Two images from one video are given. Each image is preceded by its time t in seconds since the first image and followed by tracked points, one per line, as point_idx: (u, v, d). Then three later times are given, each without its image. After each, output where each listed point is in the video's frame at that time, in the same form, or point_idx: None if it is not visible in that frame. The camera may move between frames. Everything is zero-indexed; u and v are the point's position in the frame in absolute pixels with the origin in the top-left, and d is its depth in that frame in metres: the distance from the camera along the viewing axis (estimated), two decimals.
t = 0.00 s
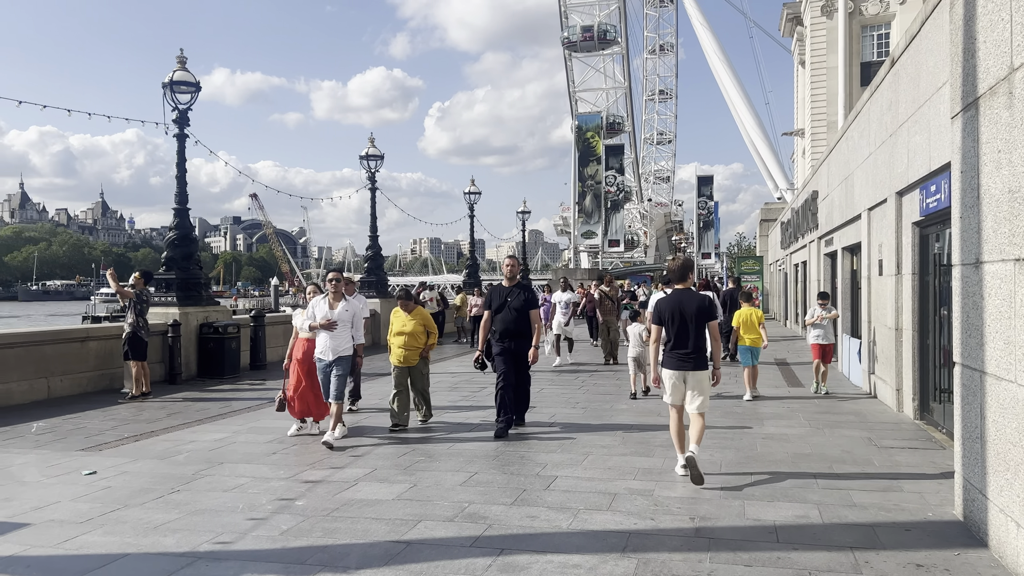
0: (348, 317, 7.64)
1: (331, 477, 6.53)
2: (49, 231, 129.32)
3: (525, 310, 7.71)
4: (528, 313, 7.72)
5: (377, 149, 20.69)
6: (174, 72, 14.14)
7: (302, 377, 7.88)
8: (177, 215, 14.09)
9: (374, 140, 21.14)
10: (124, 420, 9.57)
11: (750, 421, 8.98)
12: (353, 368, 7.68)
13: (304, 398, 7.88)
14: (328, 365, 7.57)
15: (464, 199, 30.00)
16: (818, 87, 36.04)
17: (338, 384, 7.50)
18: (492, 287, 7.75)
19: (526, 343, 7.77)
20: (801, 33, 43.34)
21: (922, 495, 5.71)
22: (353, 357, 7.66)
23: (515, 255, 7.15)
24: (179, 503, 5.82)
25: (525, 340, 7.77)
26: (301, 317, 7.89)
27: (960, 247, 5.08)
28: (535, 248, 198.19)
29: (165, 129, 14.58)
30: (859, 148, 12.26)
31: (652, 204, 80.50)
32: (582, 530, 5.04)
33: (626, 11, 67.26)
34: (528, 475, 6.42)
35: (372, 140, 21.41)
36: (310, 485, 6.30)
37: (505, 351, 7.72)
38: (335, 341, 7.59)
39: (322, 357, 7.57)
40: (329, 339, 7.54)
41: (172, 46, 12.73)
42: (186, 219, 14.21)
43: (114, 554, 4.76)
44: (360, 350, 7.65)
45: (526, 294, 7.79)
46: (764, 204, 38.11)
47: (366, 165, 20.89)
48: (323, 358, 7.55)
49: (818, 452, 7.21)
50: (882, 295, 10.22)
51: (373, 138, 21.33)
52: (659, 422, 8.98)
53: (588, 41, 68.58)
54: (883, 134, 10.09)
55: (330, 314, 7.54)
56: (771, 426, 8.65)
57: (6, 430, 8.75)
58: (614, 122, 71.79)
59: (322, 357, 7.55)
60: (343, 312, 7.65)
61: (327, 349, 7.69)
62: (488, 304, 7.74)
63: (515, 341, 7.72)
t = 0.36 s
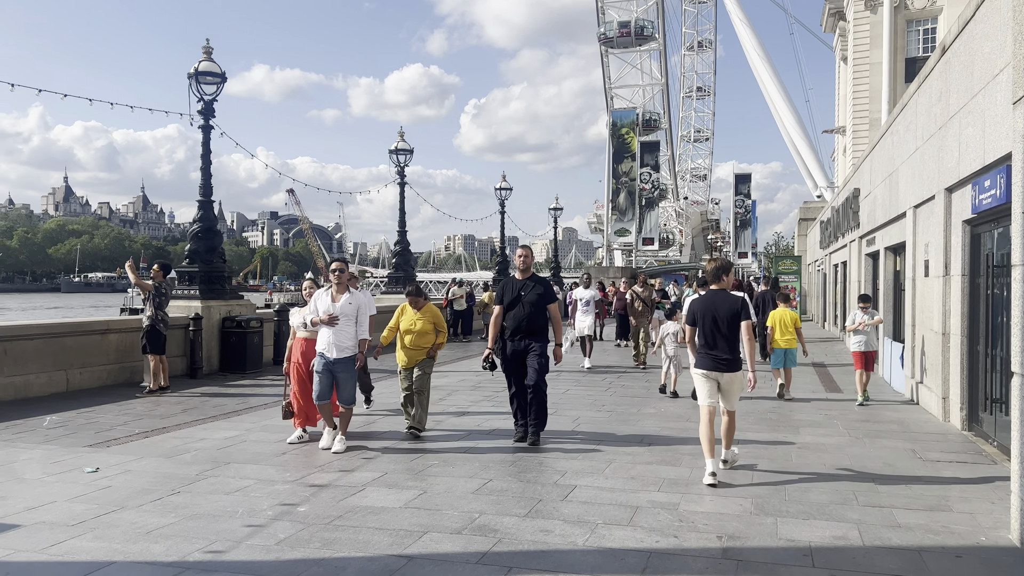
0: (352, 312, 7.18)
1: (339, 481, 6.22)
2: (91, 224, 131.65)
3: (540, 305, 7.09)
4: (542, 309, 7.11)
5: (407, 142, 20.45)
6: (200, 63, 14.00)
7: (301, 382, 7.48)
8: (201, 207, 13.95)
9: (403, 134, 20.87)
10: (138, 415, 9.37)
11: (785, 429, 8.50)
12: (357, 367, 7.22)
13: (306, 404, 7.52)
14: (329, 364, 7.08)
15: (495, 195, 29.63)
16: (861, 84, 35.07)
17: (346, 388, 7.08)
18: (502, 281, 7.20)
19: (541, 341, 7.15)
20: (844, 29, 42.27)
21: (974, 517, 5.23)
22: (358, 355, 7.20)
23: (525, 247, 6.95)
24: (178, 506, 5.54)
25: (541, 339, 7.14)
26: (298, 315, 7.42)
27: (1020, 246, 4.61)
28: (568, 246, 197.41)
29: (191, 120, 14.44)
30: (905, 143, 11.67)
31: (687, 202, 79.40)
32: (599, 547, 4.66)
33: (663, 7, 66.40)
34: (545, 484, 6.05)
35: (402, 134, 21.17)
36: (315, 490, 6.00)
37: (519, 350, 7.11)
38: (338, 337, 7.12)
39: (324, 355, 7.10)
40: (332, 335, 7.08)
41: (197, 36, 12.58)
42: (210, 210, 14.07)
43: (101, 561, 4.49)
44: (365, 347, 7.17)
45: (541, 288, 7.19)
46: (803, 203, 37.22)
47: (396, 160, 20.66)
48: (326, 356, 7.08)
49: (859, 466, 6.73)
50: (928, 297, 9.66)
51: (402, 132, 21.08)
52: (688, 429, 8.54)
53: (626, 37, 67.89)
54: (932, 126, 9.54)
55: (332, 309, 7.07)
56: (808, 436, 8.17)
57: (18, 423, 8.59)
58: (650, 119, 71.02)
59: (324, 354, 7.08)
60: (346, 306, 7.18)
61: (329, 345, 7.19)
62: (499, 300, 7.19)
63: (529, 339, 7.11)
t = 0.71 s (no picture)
0: (335, 309, 6.53)
1: (335, 484, 5.93)
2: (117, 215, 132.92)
3: (546, 306, 6.57)
4: (548, 310, 6.58)
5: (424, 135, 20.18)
6: (213, 51, 13.80)
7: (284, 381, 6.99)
8: (212, 197, 13.75)
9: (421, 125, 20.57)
10: (140, 409, 9.15)
11: (809, 435, 8.10)
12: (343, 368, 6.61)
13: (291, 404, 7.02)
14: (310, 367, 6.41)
15: (514, 188, 29.29)
16: (890, 78, 34.26)
17: (332, 393, 6.51)
18: (509, 277, 6.72)
19: (545, 345, 6.62)
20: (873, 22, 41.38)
21: (1015, 538, 4.83)
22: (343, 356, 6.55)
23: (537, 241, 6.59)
24: (164, 509, 5.28)
25: (545, 343, 6.62)
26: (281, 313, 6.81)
27: None
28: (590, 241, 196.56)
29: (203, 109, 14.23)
30: (938, 137, 11.19)
31: (711, 198, 78.48)
32: (604, 564, 4.32)
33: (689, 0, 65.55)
34: (552, 492, 5.72)
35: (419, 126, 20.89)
36: (310, 493, 5.71)
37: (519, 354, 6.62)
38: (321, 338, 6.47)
39: (306, 356, 6.45)
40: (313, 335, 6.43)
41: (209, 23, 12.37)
42: (222, 201, 13.86)
43: (73, 569, 4.23)
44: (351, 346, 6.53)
45: (550, 287, 6.65)
46: (829, 200, 36.48)
47: (413, 152, 20.39)
48: (308, 358, 6.44)
49: (887, 477, 6.33)
50: (962, 297, 9.20)
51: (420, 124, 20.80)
52: (707, 433, 8.16)
53: (650, 30, 67.11)
54: (968, 118, 9.08)
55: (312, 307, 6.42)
56: (832, 442, 7.76)
57: (17, 416, 8.40)
58: (673, 113, 70.27)
59: (306, 357, 6.44)
60: (329, 302, 6.54)
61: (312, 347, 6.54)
62: (503, 298, 6.71)
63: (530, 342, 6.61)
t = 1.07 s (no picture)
0: (309, 299, 6.06)
1: (322, 486, 5.63)
2: (133, 205, 133.41)
3: (542, 300, 6.07)
4: (542, 304, 6.08)
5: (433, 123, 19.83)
6: (214, 37, 13.51)
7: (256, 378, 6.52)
8: (213, 185, 13.48)
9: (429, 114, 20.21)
10: (132, 403, 8.89)
11: (825, 436, 7.72)
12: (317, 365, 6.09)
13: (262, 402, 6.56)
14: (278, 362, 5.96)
15: (525, 179, 28.87)
16: (909, 68, 33.57)
17: (298, 389, 5.94)
18: (503, 267, 6.24)
19: (539, 341, 6.13)
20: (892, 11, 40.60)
21: None
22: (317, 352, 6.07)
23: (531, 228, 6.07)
24: (138, 513, 4.99)
25: (540, 338, 6.13)
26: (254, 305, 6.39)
27: None
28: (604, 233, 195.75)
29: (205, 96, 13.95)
30: (961, 124, 10.75)
31: (726, 189, 77.70)
32: None
33: None
34: (550, 497, 5.39)
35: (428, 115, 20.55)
36: (295, 496, 5.40)
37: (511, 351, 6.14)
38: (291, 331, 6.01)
39: (275, 352, 6.02)
40: (283, 327, 5.97)
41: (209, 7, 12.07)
42: (223, 190, 13.58)
43: None
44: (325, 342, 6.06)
45: (545, 279, 6.13)
46: (846, 192, 35.87)
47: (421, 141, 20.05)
48: (277, 353, 6.00)
49: (908, 483, 5.94)
50: (986, 291, 8.78)
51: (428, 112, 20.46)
52: (717, 433, 7.80)
53: (664, 20, 66.35)
54: (995, 103, 8.65)
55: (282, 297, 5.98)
56: (850, 444, 7.38)
57: (4, 410, 8.16)
58: (688, 104, 69.57)
59: (275, 352, 6.01)
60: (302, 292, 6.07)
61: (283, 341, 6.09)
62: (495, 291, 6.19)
63: (522, 338, 6.12)
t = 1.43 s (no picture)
0: (269, 301, 5.41)
1: (299, 491, 5.30)
2: (141, 198, 133.54)
3: (510, 296, 5.43)
4: (511, 299, 5.44)
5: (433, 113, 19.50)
6: (206, 24, 13.18)
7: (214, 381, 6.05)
8: (206, 177, 13.18)
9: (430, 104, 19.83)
10: (116, 401, 8.61)
11: (834, 435, 7.35)
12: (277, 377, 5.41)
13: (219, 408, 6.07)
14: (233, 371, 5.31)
15: (529, 170, 28.52)
16: (920, 55, 33.02)
17: (253, 399, 5.24)
18: (470, 263, 5.67)
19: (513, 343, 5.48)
20: None
21: None
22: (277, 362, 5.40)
23: (495, 216, 5.50)
24: (98, 523, 4.69)
25: (512, 340, 5.49)
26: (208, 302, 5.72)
27: None
28: (611, 225, 195.15)
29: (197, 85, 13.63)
30: (975, 109, 10.34)
31: (734, 180, 77.06)
32: None
33: None
34: (538, 504, 5.06)
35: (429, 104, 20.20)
36: (267, 502, 5.08)
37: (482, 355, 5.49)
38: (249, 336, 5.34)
39: (230, 359, 5.33)
40: (239, 330, 5.30)
41: None
42: (215, 181, 13.27)
43: None
44: (286, 350, 5.40)
45: (513, 272, 5.49)
46: (856, 182, 35.35)
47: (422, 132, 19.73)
48: (232, 361, 5.32)
49: (920, 489, 5.59)
50: (1003, 283, 8.41)
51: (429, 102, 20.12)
52: (720, 432, 7.44)
53: (673, 10, 65.68)
54: (1013, 84, 8.24)
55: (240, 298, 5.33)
56: (860, 444, 7.01)
57: None
58: (696, 95, 68.95)
59: (230, 360, 5.32)
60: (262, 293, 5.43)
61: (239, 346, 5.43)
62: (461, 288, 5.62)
63: (493, 340, 5.47)
